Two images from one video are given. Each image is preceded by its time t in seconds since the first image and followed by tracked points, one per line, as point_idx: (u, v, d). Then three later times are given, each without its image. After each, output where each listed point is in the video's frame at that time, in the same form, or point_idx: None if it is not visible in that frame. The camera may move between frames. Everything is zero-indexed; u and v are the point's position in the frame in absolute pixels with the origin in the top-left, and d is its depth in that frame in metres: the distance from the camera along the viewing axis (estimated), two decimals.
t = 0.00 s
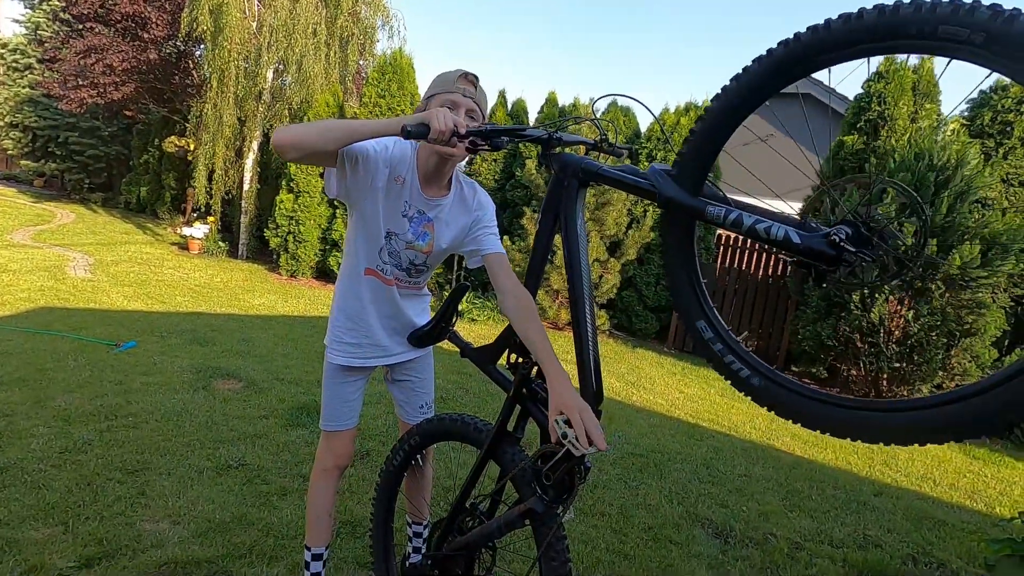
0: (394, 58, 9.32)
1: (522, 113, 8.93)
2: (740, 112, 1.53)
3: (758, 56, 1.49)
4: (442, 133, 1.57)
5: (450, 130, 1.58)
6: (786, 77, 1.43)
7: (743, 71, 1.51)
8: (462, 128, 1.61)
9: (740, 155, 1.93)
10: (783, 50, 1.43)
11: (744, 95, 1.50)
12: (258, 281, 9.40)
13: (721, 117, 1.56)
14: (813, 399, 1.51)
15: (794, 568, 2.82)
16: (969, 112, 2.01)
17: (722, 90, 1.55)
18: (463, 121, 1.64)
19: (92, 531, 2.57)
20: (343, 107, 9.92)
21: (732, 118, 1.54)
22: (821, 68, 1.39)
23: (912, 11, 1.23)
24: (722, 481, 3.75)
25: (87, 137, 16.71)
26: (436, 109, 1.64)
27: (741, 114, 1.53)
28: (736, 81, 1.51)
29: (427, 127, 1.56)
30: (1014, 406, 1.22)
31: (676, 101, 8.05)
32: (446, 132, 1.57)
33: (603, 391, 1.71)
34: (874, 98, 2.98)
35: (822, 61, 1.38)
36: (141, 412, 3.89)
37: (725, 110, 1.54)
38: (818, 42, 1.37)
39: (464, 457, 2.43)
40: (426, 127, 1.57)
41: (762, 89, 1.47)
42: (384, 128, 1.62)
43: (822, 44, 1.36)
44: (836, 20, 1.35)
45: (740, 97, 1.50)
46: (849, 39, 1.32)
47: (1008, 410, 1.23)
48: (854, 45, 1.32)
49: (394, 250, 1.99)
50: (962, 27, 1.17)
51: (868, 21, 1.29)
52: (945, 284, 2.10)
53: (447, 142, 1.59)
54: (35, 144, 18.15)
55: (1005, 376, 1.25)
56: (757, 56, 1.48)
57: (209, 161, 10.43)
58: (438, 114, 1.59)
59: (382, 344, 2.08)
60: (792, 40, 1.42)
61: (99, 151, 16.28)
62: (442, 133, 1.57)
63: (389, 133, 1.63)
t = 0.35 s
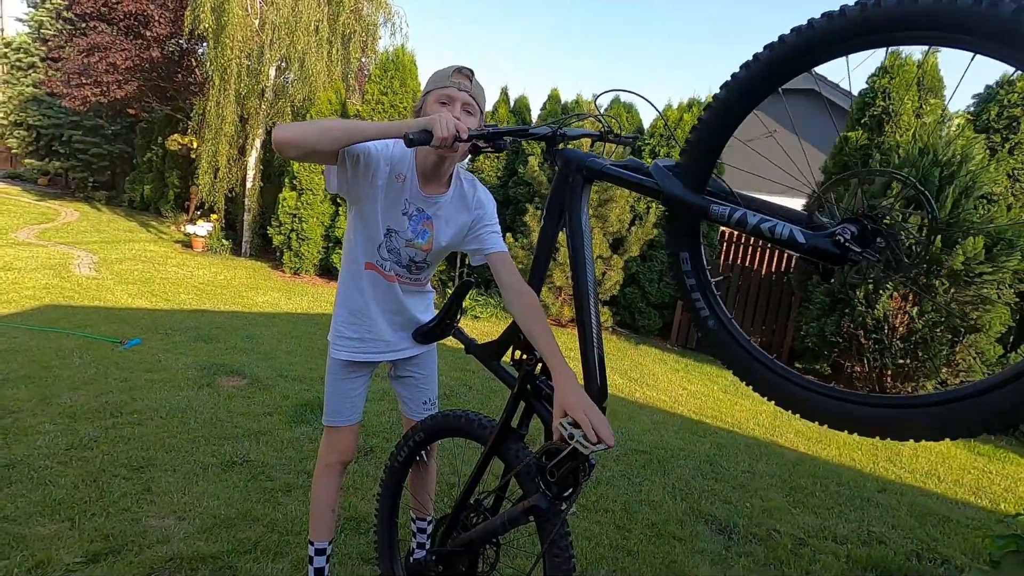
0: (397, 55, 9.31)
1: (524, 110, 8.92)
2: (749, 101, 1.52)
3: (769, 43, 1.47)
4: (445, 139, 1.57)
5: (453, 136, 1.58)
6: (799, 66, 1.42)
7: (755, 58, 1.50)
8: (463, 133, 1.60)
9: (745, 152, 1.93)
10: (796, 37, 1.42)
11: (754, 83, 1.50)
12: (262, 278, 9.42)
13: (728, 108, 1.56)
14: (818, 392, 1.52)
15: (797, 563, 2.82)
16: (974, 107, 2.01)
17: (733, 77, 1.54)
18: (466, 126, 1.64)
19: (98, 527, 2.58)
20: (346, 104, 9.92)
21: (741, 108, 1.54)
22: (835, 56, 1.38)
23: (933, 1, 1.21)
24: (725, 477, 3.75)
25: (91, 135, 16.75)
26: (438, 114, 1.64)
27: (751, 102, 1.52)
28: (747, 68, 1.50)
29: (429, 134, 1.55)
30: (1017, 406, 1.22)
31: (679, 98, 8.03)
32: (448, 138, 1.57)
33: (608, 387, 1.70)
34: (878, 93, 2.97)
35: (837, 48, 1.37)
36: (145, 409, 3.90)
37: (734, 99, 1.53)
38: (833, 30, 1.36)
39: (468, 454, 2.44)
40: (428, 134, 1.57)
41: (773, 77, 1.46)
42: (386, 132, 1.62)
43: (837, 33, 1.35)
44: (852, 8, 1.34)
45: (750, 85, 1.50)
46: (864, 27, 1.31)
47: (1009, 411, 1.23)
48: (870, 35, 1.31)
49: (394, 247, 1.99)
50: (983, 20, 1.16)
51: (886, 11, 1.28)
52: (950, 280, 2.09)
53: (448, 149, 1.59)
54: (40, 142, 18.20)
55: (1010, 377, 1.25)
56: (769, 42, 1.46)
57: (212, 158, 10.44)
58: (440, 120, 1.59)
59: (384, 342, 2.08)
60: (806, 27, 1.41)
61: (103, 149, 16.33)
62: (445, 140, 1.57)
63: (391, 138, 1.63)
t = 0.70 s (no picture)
0: (393, 58, 9.32)
1: (521, 111, 8.93)
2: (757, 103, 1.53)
3: (779, 48, 1.48)
4: (450, 139, 1.58)
5: (458, 136, 1.59)
6: (809, 70, 1.43)
7: (764, 62, 1.50)
8: (469, 134, 1.61)
9: (744, 152, 1.93)
10: (807, 42, 1.43)
11: (763, 86, 1.50)
12: (261, 283, 9.42)
13: (735, 110, 1.57)
14: (817, 391, 1.52)
15: (799, 560, 2.82)
16: (968, 102, 2.01)
17: (741, 80, 1.55)
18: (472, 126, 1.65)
19: (99, 534, 2.58)
20: (342, 108, 9.92)
21: (748, 110, 1.55)
22: (844, 63, 1.40)
23: (943, 12, 1.22)
24: (727, 475, 3.75)
25: (88, 143, 16.75)
26: (444, 113, 1.64)
27: (759, 106, 1.53)
28: (756, 71, 1.51)
29: (435, 133, 1.56)
30: (1016, 404, 1.22)
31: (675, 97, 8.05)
32: (454, 137, 1.58)
33: (611, 387, 1.71)
34: (874, 90, 2.98)
35: (846, 56, 1.38)
36: (146, 416, 3.90)
37: (742, 102, 1.54)
38: (842, 37, 1.37)
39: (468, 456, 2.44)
40: (435, 133, 1.57)
41: (782, 81, 1.47)
42: (393, 131, 1.62)
43: (846, 40, 1.36)
44: (863, 15, 1.35)
45: (759, 89, 1.51)
46: (873, 35, 1.32)
47: (1008, 409, 1.23)
48: (879, 43, 1.32)
49: (393, 248, 1.99)
50: (991, 31, 1.17)
51: (896, 20, 1.29)
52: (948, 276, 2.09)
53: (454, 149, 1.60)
54: (37, 151, 18.20)
55: (1009, 374, 1.26)
56: (779, 46, 1.47)
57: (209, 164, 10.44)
58: (447, 119, 1.59)
59: (383, 343, 2.08)
60: (817, 33, 1.42)
61: (100, 156, 16.33)
62: (450, 139, 1.58)
63: (396, 136, 1.62)
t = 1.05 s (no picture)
0: (388, 61, 9.33)
1: (517, 112, 8.94)
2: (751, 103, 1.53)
3: (772, 48, 1.49)
4: (448, 148, 1.58)
5: (456, 146, 1.59)
6: (803, 71, 1.44)
7: (758, 62, 1.51)
8: (467, 143, 1.61)
9: (739, 151, 1.93)
10: (799, 43, 1.43)
11: (757, 86, 1.51)
12: (260, 288, 9.41)
13: (730, 110, 1.57)
14: (814, 386, 1.52)
15: (799, 557, 2.83)
16: (962, 98, 2.02)
17: (736, 80, 1.55)
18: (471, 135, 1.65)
19: (100, 541, 2.58)
20: (338, 111, 9.92)
21: (743, 110, 1.55)
22: (837, 63, 1.40)
23: (935, 14, 1.23)
24: (727, 473, 3.76)
25: (84, 149, 16.73)
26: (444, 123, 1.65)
27: (754, 105, 1.53)
28: (750, 72, 1.52)
29: (433, 143, 1.56)
30: (1015, 394, 1.23)
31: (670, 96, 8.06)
32: (452, 146, 1.58)
33: (610, 387, 1.71)
34: (868, 87, 2.98)
35: (839, 56, 1.38)
36: (145, 422, 3.90)
37: (736, 102, 1.55)
38: (836, 37, 1.37)
39: (466, 458, 2.44)
40: (432, 143, 1.58)
41: (776, 82, 1.47)
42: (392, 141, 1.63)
43: (838, 40, 1.36)
44: (855, 15, 1.35)
45: (753, 89, 1.51)
46: (866, 37, 1.33)
47: (1008, 399, 1.24)
48: (873, 43, 1.33)
49: (392, 254, 2.00)
50: (983, 34, 1.18)
51: (889, 20, 1.29)
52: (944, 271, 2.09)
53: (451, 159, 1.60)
54: (33, 158, 18.17)
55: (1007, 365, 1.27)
56: (772, 46, 1.48)
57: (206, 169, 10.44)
58: (445, 129, 1.60)
59: (382, 347, 2.09)
60: (809, 33, 1.42)
61: (97, 163, 16.31)
62: (448, 148, 1.58)
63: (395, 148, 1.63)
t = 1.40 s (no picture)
0: (387, 59, 9.32)
1: (516, 110, 8.93)
2: (744, 96, 1.53)
3: (763, 41, 1.48)
4: (441, 149, 1.59)
5: (450, 146, 1.60)
6: (793, 64, 1.43)
7: (749, 55, 1.50)
8: (460, 143, 1.62)
9: (738, 147, 1.96)
10: (790, 37, 1.43)
11: (748, 80, 1.51)
12: (259, 286, 9.41)
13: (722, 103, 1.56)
14: (813, 380, 1.53)
15: (797, 554, 2.83)
16: (962, 94, 2.02)
17: (727, 74, 1.55)
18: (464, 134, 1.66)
19: (99, 538, 2.58)
20: (337, 109, 9.91)
21: (735, 104, 1.54)
22: (828, 56, 1.40)
23: (926, 5, 1.23)
24: (725, 470, 3.76)
25: (83, 147, 16.72)
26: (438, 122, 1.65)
27: (745, 99, 1.53)
28: (741, 65, 1.51)
29: (426, 145, 1.57)
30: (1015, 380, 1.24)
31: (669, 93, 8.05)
32: (445, 147, 1.59)
33: (606, 383, 1.70)
34: (867, 84, 2.99)
35: (829, 49, 1.38)
36: (144, 420, 3.90)
37: (727, 97, 1.55)
38: (826, 30, 1.37)
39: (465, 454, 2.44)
40: (425, 144, 1.59)
41: (766, 75, 1.47)
42: (386, 141, 1.64)
43: (828, 33, 1.36)
44: (846, 8, 1.34)
45: (744, 83, 1.51)
46: (856, 29, 1.32)
47: (1008, 387, 1.25)
48: (863, 36, 1.32)
49: (392, 252, 2.00)
50: (975, 25, 1.18)
51: (879, 13, 1.29)
52: (941, 268, 2.09)
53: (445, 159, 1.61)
54: (32, 156, 18.16)
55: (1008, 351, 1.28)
56: (763, 40, 1.47)
57: (205, 167, 10.43)
58: (438, 130, 1.60)
59: (384, 345, 2.09)
60: (799, 26, 1.42)
61: (96, 161, 16.28)
62: (442, 149, 1.59)
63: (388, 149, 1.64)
